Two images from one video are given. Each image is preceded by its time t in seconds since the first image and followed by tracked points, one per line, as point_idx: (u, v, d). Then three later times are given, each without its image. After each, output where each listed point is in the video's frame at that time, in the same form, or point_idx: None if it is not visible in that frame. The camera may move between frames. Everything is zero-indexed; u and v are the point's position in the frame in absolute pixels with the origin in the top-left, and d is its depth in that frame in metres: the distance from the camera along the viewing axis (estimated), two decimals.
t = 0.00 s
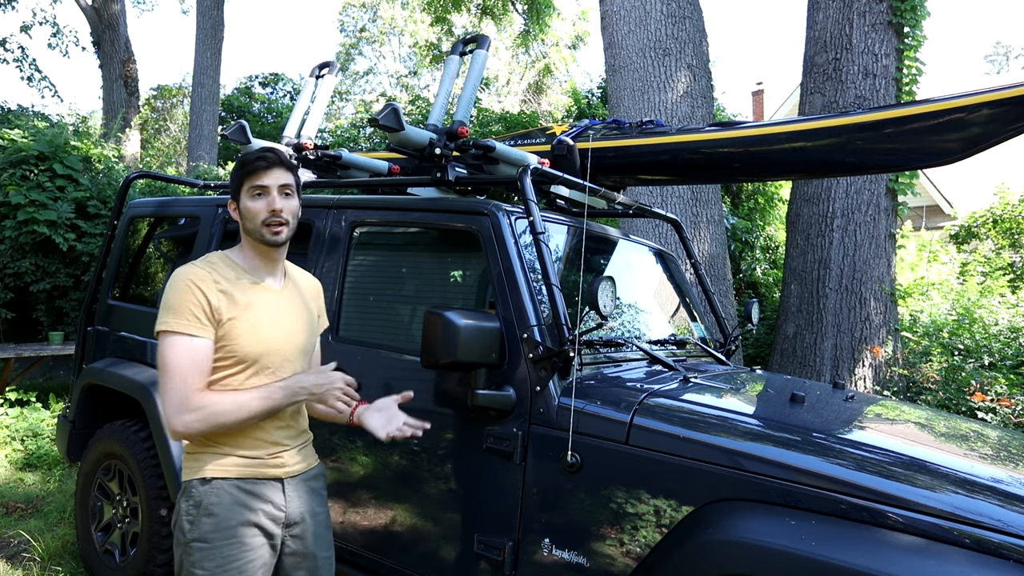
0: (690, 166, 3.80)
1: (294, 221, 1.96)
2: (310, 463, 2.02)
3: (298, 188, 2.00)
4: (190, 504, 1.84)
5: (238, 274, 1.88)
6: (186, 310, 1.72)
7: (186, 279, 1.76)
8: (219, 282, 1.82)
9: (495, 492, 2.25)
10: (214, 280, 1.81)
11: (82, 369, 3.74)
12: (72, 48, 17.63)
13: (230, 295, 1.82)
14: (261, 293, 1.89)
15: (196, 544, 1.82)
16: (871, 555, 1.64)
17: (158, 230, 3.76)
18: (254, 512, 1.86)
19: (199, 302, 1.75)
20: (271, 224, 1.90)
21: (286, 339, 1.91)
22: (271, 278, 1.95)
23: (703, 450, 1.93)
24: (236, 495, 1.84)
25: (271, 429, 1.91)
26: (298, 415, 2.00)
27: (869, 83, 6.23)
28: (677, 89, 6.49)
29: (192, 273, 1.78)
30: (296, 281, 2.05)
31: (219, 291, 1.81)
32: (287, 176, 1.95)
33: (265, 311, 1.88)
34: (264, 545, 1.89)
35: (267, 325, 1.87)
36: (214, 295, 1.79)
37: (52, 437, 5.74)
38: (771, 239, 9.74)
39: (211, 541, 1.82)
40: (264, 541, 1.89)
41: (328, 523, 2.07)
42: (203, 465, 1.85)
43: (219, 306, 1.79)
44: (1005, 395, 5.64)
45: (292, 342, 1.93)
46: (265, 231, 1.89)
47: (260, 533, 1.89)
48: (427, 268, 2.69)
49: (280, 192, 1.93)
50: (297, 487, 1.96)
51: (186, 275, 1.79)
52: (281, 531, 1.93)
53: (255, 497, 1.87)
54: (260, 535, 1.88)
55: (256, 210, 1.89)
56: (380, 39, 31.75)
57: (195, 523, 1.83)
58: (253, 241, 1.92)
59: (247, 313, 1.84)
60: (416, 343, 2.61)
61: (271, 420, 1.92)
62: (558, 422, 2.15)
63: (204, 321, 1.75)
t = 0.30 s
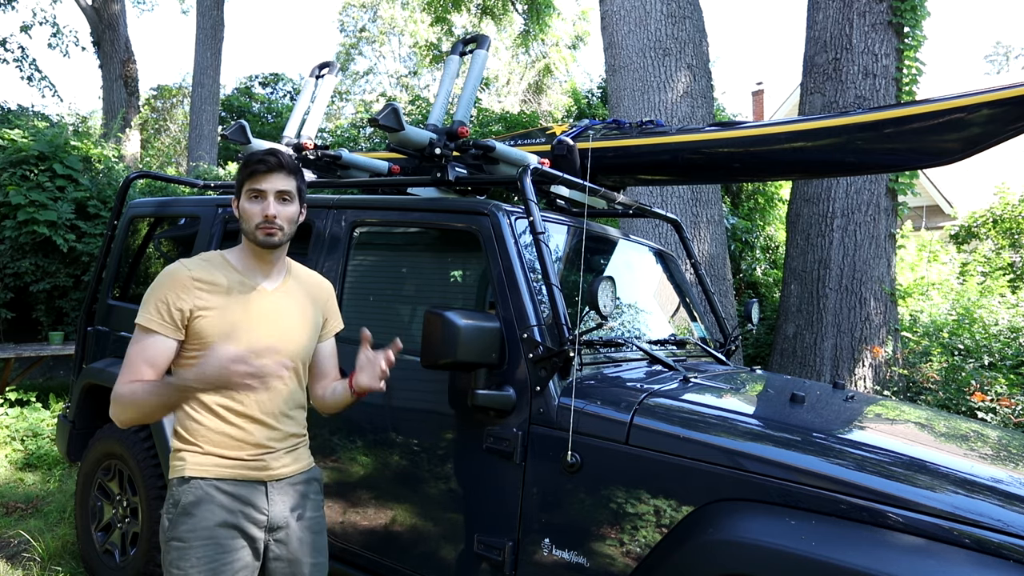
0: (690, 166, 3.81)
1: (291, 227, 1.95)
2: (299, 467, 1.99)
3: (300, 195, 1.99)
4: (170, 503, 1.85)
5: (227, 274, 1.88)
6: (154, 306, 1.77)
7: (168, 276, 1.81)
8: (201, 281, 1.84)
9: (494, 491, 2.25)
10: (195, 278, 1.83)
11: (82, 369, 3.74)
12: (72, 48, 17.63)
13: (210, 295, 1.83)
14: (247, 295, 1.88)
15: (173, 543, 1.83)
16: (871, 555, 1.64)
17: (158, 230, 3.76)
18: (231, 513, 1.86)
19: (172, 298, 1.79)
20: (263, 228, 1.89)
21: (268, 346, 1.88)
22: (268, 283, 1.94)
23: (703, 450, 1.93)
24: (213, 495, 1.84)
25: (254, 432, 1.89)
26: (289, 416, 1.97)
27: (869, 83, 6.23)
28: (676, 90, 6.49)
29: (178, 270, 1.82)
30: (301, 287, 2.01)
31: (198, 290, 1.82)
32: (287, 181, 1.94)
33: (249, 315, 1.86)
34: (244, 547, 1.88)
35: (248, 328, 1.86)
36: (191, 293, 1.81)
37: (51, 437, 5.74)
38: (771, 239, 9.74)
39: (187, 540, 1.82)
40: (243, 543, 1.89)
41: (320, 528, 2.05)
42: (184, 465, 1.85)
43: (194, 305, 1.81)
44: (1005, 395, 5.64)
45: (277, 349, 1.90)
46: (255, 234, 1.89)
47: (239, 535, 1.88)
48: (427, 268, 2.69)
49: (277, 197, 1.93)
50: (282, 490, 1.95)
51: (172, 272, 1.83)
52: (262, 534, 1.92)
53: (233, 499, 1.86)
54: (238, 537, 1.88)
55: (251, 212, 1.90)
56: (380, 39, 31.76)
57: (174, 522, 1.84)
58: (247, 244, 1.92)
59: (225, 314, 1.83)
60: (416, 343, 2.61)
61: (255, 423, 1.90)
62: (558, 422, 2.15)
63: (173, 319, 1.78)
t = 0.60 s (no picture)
0: (690, 166, 3.80)
1: (287, 229, 1.95)
2: (293, 468, 1.99)
3: (298, 197, 1.99)
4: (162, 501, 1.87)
5: (221, 274, 1.89)
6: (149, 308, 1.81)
7: (162, 277, 1.84)
8: (194, 282, 1.85)
9: (494, 491, 2.25)
10: (188, 279, 1.85)
11: (82, 369, 3.74)
12: (71, 48, 17.65)
13: (202, 295, 1.85)
14: (240, 296, 1.88)
15: (164, 542, 1.84)
16: (871, 555, 1.64)
17: (158, 230, 3.76)
18: (221, 513, 1.86)
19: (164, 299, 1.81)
20: (258, 229, 1.89)
21: (261, 345, 1.88)
22: (263, 283, 1.93)
23: (703, 450, 1.93)
24: (203, 495, 1.84)
25: (246, 432, 1.89)
26: (284, 417, 1.96)
27: (869, 83, 6.23)
28: (676, 89, 6.49)
29: (172, 270, 1.84)
30: (300, 287, 2.00)
31: (190, 291, 1.84)
32: (284, 183, 1.94)
33: (241, 316, 1.86)
34: (235, 547, 1.89)
35: (240, 327, 1.86)
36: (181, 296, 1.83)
37: (52, 437, 5.74)
38: (771, 239, 9.74)
39: (178, 539, 1.83)
40: (234, 544, 1.89)
41: (315, 530, 2.04)
42: (177, 464, 1.86)
43: (185, 305, 1.83)
44: (1005, 395, 5.64)
45: (270, 349, 1.89)
46: (250, 235, 1.89)
47: (230, 535, 1.89)
48: (427, 268, 2.69)
49: (274, 199, 1.93)
50: (274, 491, 1.94)
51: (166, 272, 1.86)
52: (254, 534, 1.92)
53: (224, 498, 1.86)
54: (229, 537, 1.88)
55: (247, 213, 1.91)
56: (380, 39, 31.76)
57: (165, 521, 1.85)
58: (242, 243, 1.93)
59: (217, 313, 1.84)
60: (416, 343, 2.61)
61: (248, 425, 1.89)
62: (558, 422, 2.15)
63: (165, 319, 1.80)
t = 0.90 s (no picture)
0: (690, 166, 3.80)
1: (284, 227, 1.95)
2: (291, 469, 1.98)
3: (294, 195, 1.99)
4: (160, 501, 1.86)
5: (218, 275, 1.89)
6: (146, 312, 1.79)
7: (158, 279, 1.83)
8: (190, 284, 1.85)
9: (494, 492, 2.25)
10: (184, 282, 1.84)
11: (82, 369, 3.74)
12: (72, 48, 17.65)
13: (199, 296, 1.84)
14: (237, 296, 1.88)
15: (162, 542, 1.84)
16: (871, 555, 1.64)
17: (158, 230, 3.76)
18: (218, 513, 1.86)
19: (163, 302, 1.81)
20: (255, 227, 1.89)
21: (260, 345, 1.88)
22: (259, 283, 1.93)
23: (703, 450, 1.93)
24: (201, 495, 1.84)
25: (244, 433, 1.89)
26: (283, 418, 1.96)
27: (869, 83, 6.23)
28: (676, 89, 6.49)
29: (168, 273, 1.84)
30: (297, 287, 2.00)
31: (189, 293, 1.84)
32: (280, 180, 1.94)
33: (240, 317, 1.86)
34: (232, 548, 1.89)
35: (235, 328, 1.85)
36: (178, 299, 1.82)
37: (52, 437, 5.74)
38: (771, 239, 9.74)
39: (175, 539, 1.83)
40: (232, 543, 1.89)
41: (313, 531, 2.03)
42: (175, 464, 1.86)
43: (184, 307, 1.82)
44: (1005, 395, 5.64)
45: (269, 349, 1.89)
46: (247, 233, 1.89)
47: (228, 535, 1.88)
48: (427, 268, 2.69)
49: (271, 196, 1.93)
50: (272, 491, 1.94)
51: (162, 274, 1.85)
52: (252, 535, 1.92)
53: (221, 498, 1.86)
54: (227, 537, 1.88)
55: (243, 211, 1.91)
56: (380, 39, 31.76)
57: (163, 521, 1.85)
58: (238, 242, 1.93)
59: (216, 314, 1.84)
60: (416, 343, 2.61)
61: (246, 425, 1.89)
62: (558, 422, 2.15)
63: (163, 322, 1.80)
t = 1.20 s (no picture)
0: (690, 166, 3.80)
1: (281, 226, 1.95)
2: (290, 470, 1.98)
3: (291, 193, 1.99)
4: (161, 503, 1.87)
5: (215, 274, 1.89)
6: (143, 312, 1.78)
7: (154, 279, 1.82)
8: (188, 283, 1.84)
9: (494, 492, 2.25)
10: (181, 280, 1.83)
11: (82, 369, 3.74)
12: (72, 48, 17.67)
13: (196, 296, 1.84)
14: (235, 295, 1.88)
15: (162, 544, 1.84)
16: (871, 556, 1.64)
17: (158, 230, 3.76)
18: (219, 514, 1.85)
19: (160, 302, 1.79)
20: (254, 227, 1.89)
21: (260, 345, 1.87)
22: (257, 283, 1.93)
23: (703, 450, 1.93)
24: (201, 496, 1.84)
25: (245, 433, 1.89)
26: (283, 418, 1.96)
27: (869, 83, 6.23)
28: (676, 89, 6.48)
29: (164, 272, 1.83)
30: (294, 287, 2.00)
31: (188, 292, 1.83)
32: (278, 179, 1.94)
33: (238, 315, 1.86)
34: (232, 549, 1.88)
35: (235, 326, 1.85)
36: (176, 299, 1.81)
37: (51, 437, 5.74)
38: (771, 238, 9.74)
39: (175, 541, 1.83)
40: (233, 545, 1.89)
41: (313, 532, 2.04)
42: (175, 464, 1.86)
43: (181, 307, 1.81)
44: (1005, 395, 5.64)
45: (269, 349, 1.88)
46: (244, 233, 1.89)
47: (229, 537, 1.88)
48: (427, 268, 2.69)
49: (268, 195, 1.92)
50: (272, 492, 1.94)
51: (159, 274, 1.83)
52: (251, 536, 1.92)
53: (221, 500, 1.86)
54: (227, 539, 1.88)
55: (241, 210, 1.90)
56: (380, 39, 31.75)
57: (163, 523, 1.85)
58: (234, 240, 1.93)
59: (215, 314, 1.84)
60: (416, 343, 2.61)
61: (247, 424, 1.89)
62: (558, 422, 2.15)
63: (161, 321, 1.79)
